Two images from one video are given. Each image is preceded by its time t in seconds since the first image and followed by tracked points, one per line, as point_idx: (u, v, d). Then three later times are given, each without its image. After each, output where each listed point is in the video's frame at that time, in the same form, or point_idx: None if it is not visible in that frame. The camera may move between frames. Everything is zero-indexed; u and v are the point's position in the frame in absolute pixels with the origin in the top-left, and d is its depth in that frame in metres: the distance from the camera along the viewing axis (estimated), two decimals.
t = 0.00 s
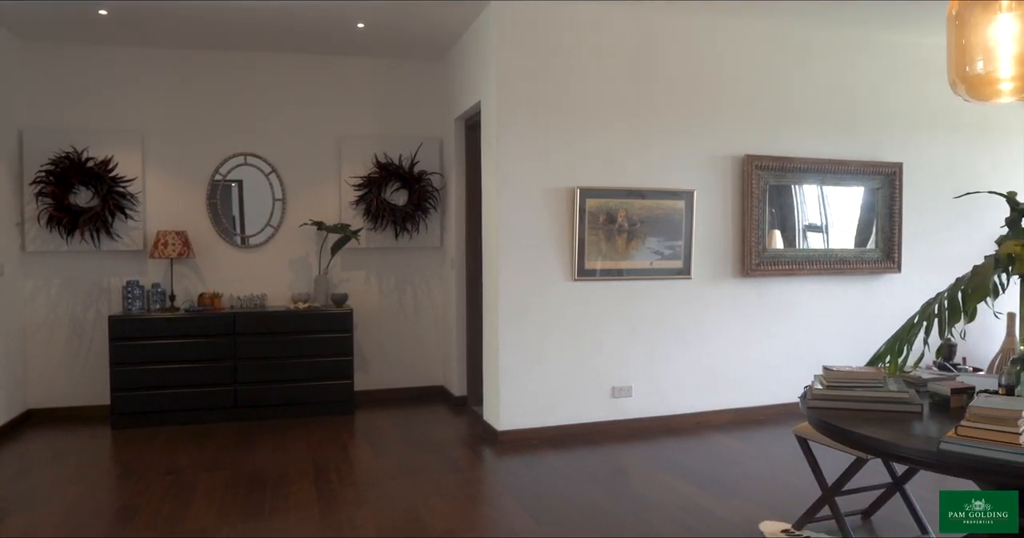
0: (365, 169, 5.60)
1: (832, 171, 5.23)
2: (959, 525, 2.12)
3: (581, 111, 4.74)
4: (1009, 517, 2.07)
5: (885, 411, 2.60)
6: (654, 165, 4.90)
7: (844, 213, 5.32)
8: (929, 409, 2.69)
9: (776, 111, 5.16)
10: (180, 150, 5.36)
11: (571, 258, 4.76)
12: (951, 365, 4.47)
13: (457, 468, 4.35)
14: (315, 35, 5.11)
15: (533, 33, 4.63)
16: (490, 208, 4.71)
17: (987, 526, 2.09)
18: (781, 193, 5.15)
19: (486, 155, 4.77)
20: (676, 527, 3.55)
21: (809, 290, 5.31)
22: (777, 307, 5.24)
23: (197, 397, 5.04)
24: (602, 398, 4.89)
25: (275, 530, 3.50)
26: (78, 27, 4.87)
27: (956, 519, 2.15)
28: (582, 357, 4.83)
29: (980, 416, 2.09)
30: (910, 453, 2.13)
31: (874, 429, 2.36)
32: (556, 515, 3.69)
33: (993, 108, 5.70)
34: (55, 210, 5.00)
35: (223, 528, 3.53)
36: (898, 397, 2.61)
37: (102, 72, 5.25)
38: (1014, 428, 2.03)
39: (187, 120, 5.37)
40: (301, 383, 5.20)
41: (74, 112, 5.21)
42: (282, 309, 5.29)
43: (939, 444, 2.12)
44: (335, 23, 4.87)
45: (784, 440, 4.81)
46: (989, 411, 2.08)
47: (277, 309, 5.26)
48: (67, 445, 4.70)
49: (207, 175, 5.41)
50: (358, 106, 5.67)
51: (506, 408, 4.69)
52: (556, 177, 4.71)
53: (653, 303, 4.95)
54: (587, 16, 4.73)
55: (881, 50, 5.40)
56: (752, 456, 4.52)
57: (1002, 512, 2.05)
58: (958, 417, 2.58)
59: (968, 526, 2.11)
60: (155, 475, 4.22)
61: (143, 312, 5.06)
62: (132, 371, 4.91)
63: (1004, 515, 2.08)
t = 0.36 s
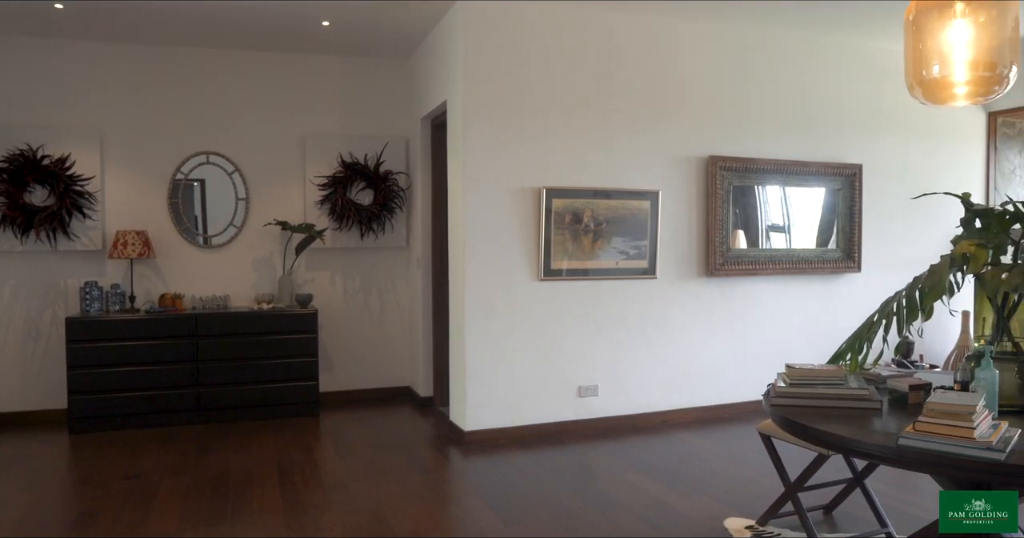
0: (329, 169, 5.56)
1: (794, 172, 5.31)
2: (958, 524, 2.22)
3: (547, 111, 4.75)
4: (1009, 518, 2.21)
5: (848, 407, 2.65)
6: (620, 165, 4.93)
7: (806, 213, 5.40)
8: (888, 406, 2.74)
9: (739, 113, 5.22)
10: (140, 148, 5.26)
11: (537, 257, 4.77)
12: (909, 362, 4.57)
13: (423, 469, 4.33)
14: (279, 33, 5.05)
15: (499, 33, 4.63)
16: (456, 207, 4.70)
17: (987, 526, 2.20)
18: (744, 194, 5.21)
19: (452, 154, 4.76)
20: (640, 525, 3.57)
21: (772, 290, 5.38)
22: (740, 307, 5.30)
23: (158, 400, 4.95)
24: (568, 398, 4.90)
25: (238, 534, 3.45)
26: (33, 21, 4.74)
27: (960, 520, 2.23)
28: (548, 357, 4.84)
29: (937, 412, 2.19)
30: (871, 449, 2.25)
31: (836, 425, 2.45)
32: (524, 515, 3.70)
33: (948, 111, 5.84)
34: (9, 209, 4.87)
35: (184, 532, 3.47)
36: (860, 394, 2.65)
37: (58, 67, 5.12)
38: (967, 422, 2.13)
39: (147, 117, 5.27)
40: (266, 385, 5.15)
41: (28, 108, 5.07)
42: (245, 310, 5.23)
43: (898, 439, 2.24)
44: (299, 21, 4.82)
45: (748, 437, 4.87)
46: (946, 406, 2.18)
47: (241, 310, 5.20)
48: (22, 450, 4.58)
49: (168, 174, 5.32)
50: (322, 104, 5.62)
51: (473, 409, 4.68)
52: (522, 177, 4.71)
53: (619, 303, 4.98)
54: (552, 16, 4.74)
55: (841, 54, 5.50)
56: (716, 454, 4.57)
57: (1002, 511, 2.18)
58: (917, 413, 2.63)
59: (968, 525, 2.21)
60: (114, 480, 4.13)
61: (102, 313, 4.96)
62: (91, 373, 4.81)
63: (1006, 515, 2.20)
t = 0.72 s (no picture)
0: (294, 168, 5.51)
1: (757, 173, 5.38)
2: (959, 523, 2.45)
3: (513, 112, 4.76)
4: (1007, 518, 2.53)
5: (808, 405, 2.69)
6: (586, 166, 4.95)
7: (769, 214, 5.48)
8: (851, 403, 2.79)
9: (704, 115, 5.28)
10: (99, 147, 5.15)
11: (504, 258, 4.77)
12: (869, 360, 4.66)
13: (389, 470, 4.30)
14: (242, 30, 4.99)
15: (465, 33, 4.62)
16: (423, 207, 4.68)
17: (988, 525, 2.45)
18: (709, 195, 5.27)
19: (418, 154, 4.74)
20: (605, 523, 3.59)
21: (736, 290, 5.45)
22: (705, 307, 5.36)
23: (118, 404, 4.85)
24: (535, 398, 4.91)
25: None
26: None
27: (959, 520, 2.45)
28: (515, 357, 4.85)
29: (896, 408, 2.27)
30: (830, 446, 2.29)
31: (799, 423, 2.48)
32: (491, 515, 3.69)
33: (906, 114, 5.97)
34: None
35: None
36: (822, 392, 2.71)
37: (12, 63, 4.99)
38: (924, 418, 2.21)
39: (106, 115, 5.16)
40: (230, 387, 5.08)
41: None
42: (208, 311, 5.16)
43: (858, 436, 2.29)
44: (264, 19, 4.76)
45: (713, 434, 4.92)
46: (904, 403, 2.26)
47: (203, 311, 5.12)
48: None
49: (128, 173, 5.22)
50: (287, 103, 5.56)
51: (440, 410, 4.67)
52: (488, 178, 4.71)
53: (586, 303, 5.00)
54: (518, 17, 4.75)
55: (803, 58, 5.59)
56: (682, 452, 4.61)
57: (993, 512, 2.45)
58: (878, 410, 2.68)
59: (969, 525, 2.43)
60: (72, 486, 4.03)
61: (60, 315, 4.85)
62: (47, 377, 4.69)
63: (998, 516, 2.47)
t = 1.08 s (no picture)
0: (258, 168, 5.45)
1: (722, 175, 5.45)
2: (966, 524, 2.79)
3: (480, 112, 4.76)
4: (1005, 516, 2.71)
5: (776, 402, 2.75)
6: (553, 166, 4.96)
7: (733, 215, 5.55)
8: (812, 401, 2.84)
9: (669, 116, 5.33)
10: (55, 144, 5.03)
11: (471, 258, 4.77)
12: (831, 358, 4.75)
13: (355, 472, 4.27)
14: (205, 28, 4.92)
15: (431, 32, 4.61)
16: (389, 207, 4.66)
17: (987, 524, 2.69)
18: (674, 195, 5.32)
19: (384, 154, 4.71)
20: (570, 523, 3.60)
21: (701, 289, 5.51)
22: (671, 306, 5.41)
23: (77, 408, 4.74)
24: (502, 398, 4.91)
25: None
26: None
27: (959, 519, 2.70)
28: (482, 358, 4.84)
29: (856, 405, 2.30)
30: (795, 443, 2.33)
31: (764, 421, 2.53)
32: (457, 516, 3.68)
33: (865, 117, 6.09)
34: None
35: None
36: (786, 390, 2.76)
37: None
38: (884, 415, 2.25)
39: (63, 112, 5.05)
40: (193, 390, 5.01)
41: None
42: (170, 312, 5.08)
43: (820, 433, 2.34)
44: (227, 16, 4.70)
45: (679, 433, 4.97)
46: (864, 400, 2.30)
47: (165, 313, 5.04)
48: None
49: (87, 172, 5.11)
50: (251, 102, 5.50)
51: (406, 410, 4.65)
52: (454, 178, 4.70)
53: (553, 303, 5.02)
54: (485, 17, 4.74)
55: (766, 60, 5.67)
56: (648, 451, 4.65)
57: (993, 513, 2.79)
58: (839, 408, 2.72)
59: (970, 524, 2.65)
60: (28, 493, 3.93)
61: (15, 317, 4.72)
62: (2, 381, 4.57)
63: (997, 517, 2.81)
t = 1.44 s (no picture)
0: (221, 167, 5.38)
1: (687, 176, 5.51)
2: (961, 521, 3.39)
3: (446, 112, 4.75)
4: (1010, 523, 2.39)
5: (740, 398, 2.79)
6: (519, 167, 4.97)
7: (698, 215, 5.61)
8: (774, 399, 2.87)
9: (635, 117, 5.37)
10: (9, 141, 4.89)
11: (437, 258, 4.75)
12: (795, 356, 4.82)
13: (321, 475, 4.23)
14: (167, 24, 4.84)
15: (397, 31, 4.59)
16: (355, 207, 4.63)
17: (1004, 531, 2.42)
18: (640, 196, 5.36)
19: (350, 153, 4.68)
20: (537, 523, 3.60)
21: (667, 289, 5.56)
22: (637, 306, 5.45)
23: (33, 412, 4.62)
24: (469, 398, 4.90)
25: None
26: None
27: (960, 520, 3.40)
28: (449, 358, 4.83)
29: (818, 403, 2.34)
30: (759, 440, 2.36)
31: (728, 418, 2.55)
32: (425, 517, 3.67)
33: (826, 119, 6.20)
34: None
35: None
36: (750, 388, 2.80)
37: None
38: (845, 412, 2.28)
39: (17, 109, 4.91)
40: (154, 393, 4.92)
41: None
42: (131, 314, 4.98)
43: (783, 430, 2.37)
44: (189, 13, 4.63)
45: (645, 432, 5.01)
46: (826, 398, 2.34)
47: (125, 315, 4.95)
48: None
49: (43, 170, 4.99)
50: (213, 100, 5.42)
51: (372, 412, 4.61)
52: (420, 178, 4.69)
53: (520, 303, 5.02)
54: (452, 16, 4.73)
55: (730, 63, 5.74)
56: (614, 450, 4.68)
57: (999, 511, 3.38)
58: (800, 406, 2.76)
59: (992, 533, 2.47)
60: None
61: None
62: None
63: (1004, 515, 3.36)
